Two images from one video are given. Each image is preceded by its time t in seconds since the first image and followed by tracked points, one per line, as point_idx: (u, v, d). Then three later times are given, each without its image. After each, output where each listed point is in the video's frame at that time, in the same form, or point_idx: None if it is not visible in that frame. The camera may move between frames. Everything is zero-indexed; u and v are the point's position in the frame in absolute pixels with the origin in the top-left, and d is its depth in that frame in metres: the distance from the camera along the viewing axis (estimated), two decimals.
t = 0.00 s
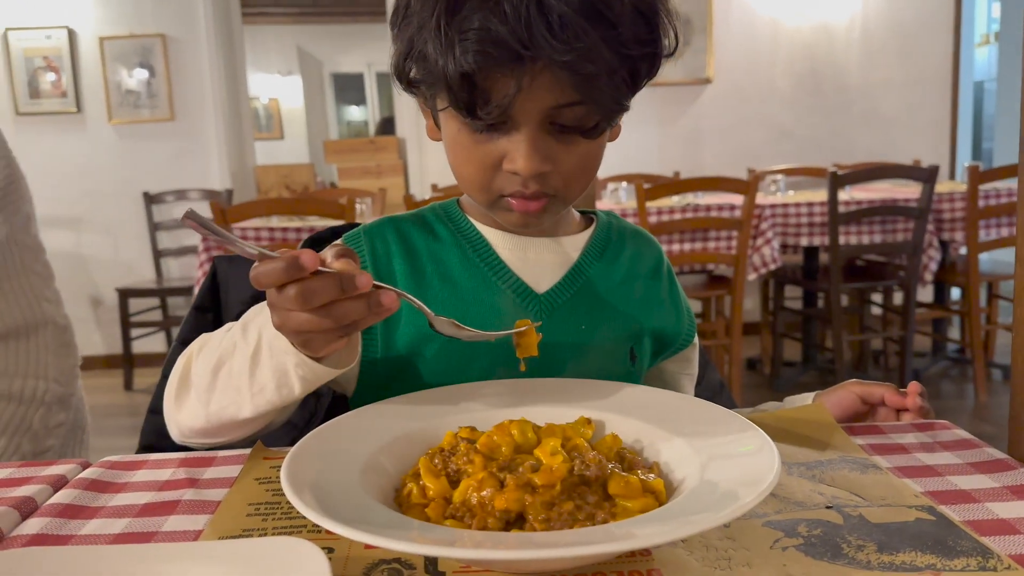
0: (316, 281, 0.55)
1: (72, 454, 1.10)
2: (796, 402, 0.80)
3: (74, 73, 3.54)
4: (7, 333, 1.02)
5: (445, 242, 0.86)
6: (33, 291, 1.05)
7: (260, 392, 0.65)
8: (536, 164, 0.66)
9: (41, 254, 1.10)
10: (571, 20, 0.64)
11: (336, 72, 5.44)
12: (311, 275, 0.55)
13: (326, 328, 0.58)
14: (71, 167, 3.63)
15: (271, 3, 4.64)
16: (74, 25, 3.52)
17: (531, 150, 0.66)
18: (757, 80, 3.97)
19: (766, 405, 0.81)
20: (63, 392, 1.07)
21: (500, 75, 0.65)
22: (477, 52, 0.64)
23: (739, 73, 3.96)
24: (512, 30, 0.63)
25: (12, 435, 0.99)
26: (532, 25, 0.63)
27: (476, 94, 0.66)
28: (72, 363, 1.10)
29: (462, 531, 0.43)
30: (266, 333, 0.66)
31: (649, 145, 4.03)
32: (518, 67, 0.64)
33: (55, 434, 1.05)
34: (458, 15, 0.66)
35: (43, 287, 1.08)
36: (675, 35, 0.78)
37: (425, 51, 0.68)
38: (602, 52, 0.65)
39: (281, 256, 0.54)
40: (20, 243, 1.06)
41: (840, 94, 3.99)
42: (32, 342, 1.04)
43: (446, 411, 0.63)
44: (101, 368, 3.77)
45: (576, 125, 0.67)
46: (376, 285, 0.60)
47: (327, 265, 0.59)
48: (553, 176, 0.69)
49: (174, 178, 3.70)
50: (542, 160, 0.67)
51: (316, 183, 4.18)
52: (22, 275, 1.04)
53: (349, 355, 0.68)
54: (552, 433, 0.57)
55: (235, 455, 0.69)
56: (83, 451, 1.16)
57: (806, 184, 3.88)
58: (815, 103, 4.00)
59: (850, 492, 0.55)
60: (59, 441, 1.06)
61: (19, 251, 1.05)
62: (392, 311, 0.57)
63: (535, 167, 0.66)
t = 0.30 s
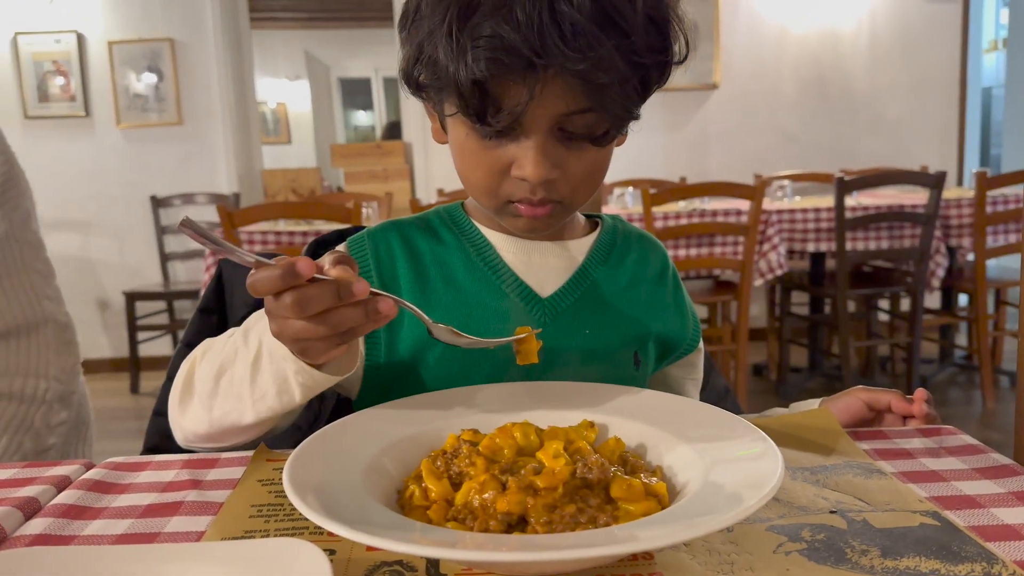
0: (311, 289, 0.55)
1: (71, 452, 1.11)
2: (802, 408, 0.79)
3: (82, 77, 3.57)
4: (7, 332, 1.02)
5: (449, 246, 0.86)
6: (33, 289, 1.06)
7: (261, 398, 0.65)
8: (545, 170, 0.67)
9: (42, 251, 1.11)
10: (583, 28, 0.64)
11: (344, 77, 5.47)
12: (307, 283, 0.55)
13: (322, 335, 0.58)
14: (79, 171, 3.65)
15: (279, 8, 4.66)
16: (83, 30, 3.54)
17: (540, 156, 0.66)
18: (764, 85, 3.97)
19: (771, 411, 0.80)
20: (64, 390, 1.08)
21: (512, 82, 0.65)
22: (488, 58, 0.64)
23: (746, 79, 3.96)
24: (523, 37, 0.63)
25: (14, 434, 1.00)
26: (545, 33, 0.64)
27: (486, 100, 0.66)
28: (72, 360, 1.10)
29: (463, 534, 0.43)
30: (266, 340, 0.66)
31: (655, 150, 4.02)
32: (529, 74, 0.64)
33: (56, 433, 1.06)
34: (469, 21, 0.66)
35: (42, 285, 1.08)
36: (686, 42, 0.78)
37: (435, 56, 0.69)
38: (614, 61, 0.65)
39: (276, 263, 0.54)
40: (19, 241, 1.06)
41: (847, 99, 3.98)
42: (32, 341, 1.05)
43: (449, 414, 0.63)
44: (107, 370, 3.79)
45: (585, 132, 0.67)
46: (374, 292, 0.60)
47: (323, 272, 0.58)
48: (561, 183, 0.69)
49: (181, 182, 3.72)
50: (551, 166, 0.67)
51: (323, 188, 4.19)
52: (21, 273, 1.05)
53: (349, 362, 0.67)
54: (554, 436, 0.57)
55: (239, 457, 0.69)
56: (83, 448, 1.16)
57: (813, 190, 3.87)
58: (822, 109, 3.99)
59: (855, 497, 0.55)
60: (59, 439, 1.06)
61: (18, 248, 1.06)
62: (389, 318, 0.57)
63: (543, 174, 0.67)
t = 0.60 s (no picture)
0: (315, 298, 0.55)
1: (76, 452, 1.11)
2: (807, 412, 0.79)
3: (89, 81, 3.59)
4: (10, 332, 1.03)
5: (455, 250, 0.87)
6: (36, 289, 1.07)
7: (266, 406, 0.66)
8: (551, 175, 0.67)
9: (45, 251, 1.12)
10: (590, 34, 0.64)
11: (349, 82, 5.49)
12: (311, 293, 0.56)
13: (327, 344, 0.59)
14: (86, 175, 3.67)
15: (285, 13, 4.69)
16: (90, 34, 3.56)
17: (546, 161, 0.66)
18: (769, 90, 3.97)
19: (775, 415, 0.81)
20: (68, 389, 1.08)
21: (518, 88, 0.65)
22: (495, 64, 0.65)
23: (750, 84, 3.96)
24: (529, 43, 0.64)
25: (15, 433, 1.00)
26: (551, 39, 0.64)
27: (492, 105, 0.67)
28: (77, 360, 1.11)
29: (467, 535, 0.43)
30: (272, 348, 0.66)
31: (659, 155, 4.03)
32: (536, 80, 0.64)
33: (60, 433, 1.05)
34: (476, 27, 0.66)
35: (44, 285, 1.09)
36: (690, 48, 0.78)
37: (442, 61, 0.69)
38: (620, 67, 0.66)
39: (283, 273, 0.55)
40: (21, 240, 1.07)
41: (852, 104, 3.98)
42: (35, 340, 1.06)
43: (453, 417, 0.64)
44: (112, 373, 3.80)
45: (590, 137, 0.68)
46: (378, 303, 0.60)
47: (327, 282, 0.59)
48: (567, 187, 0.69)
49: (187, 186, 3.74)
50: (557, 171, 0.67)
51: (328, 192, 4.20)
52: (23, 273, 1.06)
53: (353, 370, 0.68)
54: (558, 438, 0.57)
55: (244, 459, 0.69)
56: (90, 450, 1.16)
57: (818, 195, 3.86)
58: (827, 113, 3.99)
59: (859, 500, 0.55)
60: (63, 439, 1.06)
61: (20, 248, 1.07)
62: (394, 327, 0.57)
63: (549, 179, 0.67)
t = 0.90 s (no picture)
0: (319, 310, 0.55)
1: (78, 454, 1.10)
2: (809, 416, 0.79)
3: (93, 85, 3.60)
4: (12, 334, 1.03)
5: (456, 255, 0.87)
6: (37, 291, 1.07)
7: (269, 414, 0.66)
8: (550, 180, 0.67)
9: (47, 253, 1.12)
10: (589, 41, 0.65)
11: (352, 86, 5.52)
12: (315, 305, 0.56)
13: (328, 357, 0.59)
14: (89, 178, 3.68)
15: (288, 17, 4.70)
16: (94, 38, 3.58)
17: (546, 166, 0.67)
18: (772, 94, 3.97)
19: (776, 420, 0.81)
20: (70, 391, 1.08)
21: (518, 94, 0.66)
22: (494, 69, 0.65)
23: (753, 87, 3.96)
24: (528, 49, 0.64)
25: (15, 434, 1.00)
26: (550, 46, 0.64)
27: (492, 110, 0.67)
28: (79, 362, 1.11)
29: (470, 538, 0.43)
30: (274, 358, 0.66)
31: (662, 159, 4.03)
32: (535, 86, 0.65)
33: (62, 434, 1.05)
34: (476, 32, 0.66)
35: (46, 287, 1.09)
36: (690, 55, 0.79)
37: (442, 66, 0.69)
38: (619, 73, 0.66)
39: (290, 287, 0.55)
40: (22, 242, 1.08)
41: (855, 108, 3.98)
42: (38, 343, 1.06)
43: (455, 421, 0.64)
44: (115, 377, 3.80)
45: (590, 143, 0.68)
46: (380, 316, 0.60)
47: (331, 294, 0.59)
48: (566, 192, 0.70)
49: (190, 190, 3.75)
50: (556, 176, 0.67)
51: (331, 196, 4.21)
52: (23, 276, 1.07)
53: (354, 379, 0.67)
54: (561, 442, 0.57)
55: (247, 462, 0.70)
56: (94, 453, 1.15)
57: (820, 200, 3.86)
58: (830, 117, 3.99)
59: (860, 505, 0.55)
60: (66, 441, 1.06)
61: (22, 250, 1.08)
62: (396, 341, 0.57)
63: (549, 184, 0.67)
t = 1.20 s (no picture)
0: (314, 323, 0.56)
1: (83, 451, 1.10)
2: (810, 420, 0.80)
3: (95, 88, 3.62)
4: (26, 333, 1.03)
5: (458, 260, 0.87)
6: (48, 291, 1.08)
7: (269, 421, 0.66)
8: (546, 183, 0.67)
9: (55, 253, 1.12)
10: (583, 43, 0.64)
11: (355, 89, 5.53)
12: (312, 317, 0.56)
13: (324, 368, 0.59)
14: (92, 181, 3.69)
15: (290, 21, 4.71)
16: (97, 42, 3.59)
17: (542, 169, 0.67)
18: (774, 97, 3.97)
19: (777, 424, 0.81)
20: (80, 387, 1.09)
21: (512, 96, 0.66)
22: (489, 73, 0.65)
23: (754, 91, 3.96)
24: (523, 52, 0.64)
25: (30, 428, 0.99)
26: (543, 48, 0.64)
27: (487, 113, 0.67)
28: (90, 359, 1.12)
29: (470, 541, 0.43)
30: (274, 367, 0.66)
31: (663, 163, 4.03)
32: (530, 89, 0.65)
33: (71, 429, 1.06)
34: (470, 35, 0.67)
35: (56, 286, 1.10)
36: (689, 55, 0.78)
37: (438, 69, 0.70)
38: (613, 76, 0.65)
39: (284, 297, 0.55)
40: (30, 243, 1.09)
41: (856, 112, 3.98)
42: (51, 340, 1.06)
43: (456, 425, 0.64)
44: (116, 379, 3.81)
45: (587, 146, 0.68)
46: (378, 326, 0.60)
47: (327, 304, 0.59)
48: (563, 195, 0.70)
49: (192, 192, 3.76)
50: (553, 179, 0.68)
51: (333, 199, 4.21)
52: (34, 275, 1.07)
53: (354, 387, 0.68)
54: (561, 445, 0.58)
55: (249, 465, 0.70)
56: (95, 449, 1.16)
57: (822, 203, 3.86)
58: (831, 120, 4.00)
59: (860, 508, 0.55)
60: (74, 437, 1.06)
61: (30, 250, 1.08)
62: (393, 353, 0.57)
63: (545, 186, 0.67)
